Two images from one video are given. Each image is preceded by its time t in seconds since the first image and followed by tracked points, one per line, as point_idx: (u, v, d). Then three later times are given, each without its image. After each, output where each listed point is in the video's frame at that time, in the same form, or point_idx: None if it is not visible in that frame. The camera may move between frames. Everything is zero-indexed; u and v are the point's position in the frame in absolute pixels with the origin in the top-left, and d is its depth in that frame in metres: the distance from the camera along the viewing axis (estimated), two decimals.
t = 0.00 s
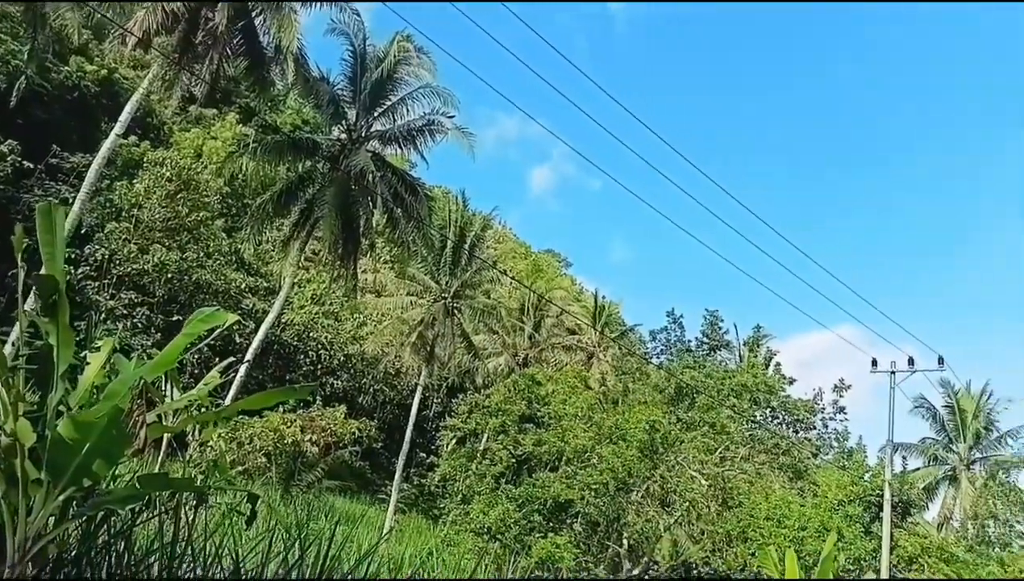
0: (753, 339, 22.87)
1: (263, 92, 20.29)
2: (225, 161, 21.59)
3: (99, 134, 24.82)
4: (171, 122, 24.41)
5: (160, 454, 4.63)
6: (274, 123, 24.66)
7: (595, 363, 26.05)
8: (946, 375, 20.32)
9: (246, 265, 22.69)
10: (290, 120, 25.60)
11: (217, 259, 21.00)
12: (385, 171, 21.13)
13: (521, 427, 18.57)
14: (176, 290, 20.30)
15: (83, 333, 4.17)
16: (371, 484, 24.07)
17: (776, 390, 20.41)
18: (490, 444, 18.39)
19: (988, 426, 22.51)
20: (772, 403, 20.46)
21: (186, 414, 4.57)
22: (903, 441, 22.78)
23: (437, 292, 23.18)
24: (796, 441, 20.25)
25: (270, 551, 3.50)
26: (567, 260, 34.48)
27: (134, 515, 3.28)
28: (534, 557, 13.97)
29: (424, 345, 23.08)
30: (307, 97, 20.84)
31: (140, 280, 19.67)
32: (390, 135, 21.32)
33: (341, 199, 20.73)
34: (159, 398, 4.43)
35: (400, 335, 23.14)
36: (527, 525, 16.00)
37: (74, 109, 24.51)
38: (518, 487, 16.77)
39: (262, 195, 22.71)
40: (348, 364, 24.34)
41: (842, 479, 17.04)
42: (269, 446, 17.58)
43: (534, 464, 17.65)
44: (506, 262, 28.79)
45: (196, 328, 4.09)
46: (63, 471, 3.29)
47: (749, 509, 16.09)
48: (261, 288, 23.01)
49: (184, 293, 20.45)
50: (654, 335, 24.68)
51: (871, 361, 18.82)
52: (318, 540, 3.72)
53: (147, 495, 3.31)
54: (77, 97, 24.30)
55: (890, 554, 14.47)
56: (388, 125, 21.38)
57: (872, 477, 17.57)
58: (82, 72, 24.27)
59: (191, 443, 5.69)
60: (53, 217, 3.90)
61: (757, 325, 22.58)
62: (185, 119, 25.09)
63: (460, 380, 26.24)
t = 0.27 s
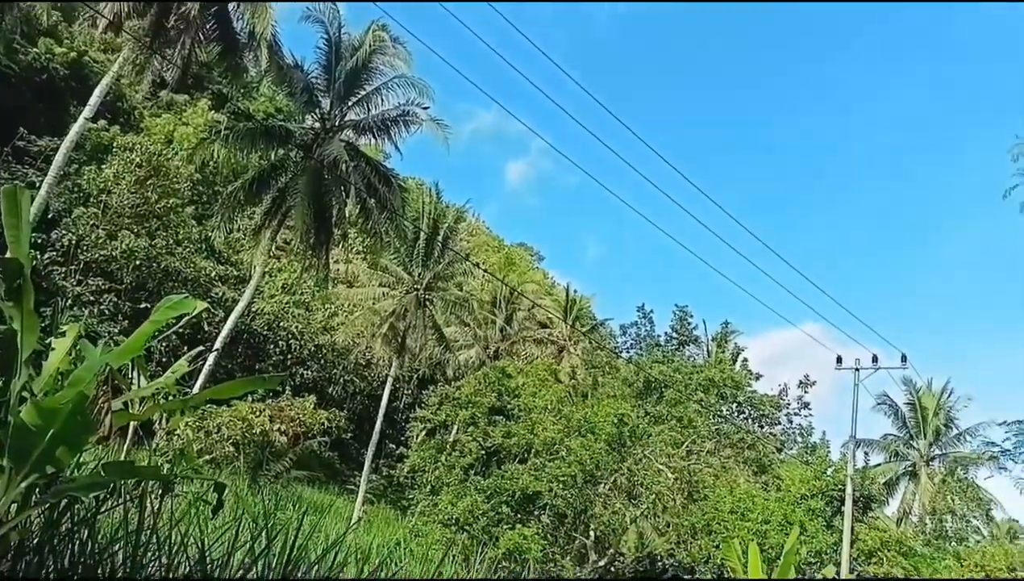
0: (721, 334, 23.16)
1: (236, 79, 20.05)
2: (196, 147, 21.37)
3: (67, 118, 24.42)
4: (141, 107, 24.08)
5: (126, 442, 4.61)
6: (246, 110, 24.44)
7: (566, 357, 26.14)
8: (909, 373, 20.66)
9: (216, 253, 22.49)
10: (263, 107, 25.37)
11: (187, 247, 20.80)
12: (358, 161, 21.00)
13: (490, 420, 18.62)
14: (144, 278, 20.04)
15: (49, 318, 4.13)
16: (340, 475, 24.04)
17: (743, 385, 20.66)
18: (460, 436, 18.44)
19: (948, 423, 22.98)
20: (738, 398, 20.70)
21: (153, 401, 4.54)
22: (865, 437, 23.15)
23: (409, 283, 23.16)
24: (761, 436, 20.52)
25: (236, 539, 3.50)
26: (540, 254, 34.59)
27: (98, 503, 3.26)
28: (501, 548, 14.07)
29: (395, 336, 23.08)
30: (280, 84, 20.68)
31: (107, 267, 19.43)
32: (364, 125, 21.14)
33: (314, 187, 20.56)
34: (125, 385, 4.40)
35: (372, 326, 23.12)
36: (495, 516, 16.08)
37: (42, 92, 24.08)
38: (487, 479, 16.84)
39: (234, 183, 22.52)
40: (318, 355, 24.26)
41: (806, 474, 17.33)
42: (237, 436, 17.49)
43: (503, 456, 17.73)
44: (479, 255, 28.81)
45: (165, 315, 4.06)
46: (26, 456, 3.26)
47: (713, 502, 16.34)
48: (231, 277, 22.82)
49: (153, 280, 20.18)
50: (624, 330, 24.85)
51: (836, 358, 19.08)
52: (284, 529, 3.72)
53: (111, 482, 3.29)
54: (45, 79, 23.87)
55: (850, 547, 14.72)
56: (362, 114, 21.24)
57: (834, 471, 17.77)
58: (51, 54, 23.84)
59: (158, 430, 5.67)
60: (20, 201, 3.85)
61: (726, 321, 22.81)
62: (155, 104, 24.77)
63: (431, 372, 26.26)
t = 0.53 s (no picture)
0: (690, 330, 23.41)
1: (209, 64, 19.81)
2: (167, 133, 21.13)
3: (35, 101, 24.00)
4: (112, 91, 23.74)
5: (93, 430, 4.58)
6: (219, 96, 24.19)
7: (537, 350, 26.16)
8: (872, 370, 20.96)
9: (187, 241, 22.27)
10: (236, 94, 25.13)
11: (156, 234, 20.57)
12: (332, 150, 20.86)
13: (461, 412, 18.63)
14: (112, 264, 19.74)
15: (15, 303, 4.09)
16: (309, 465, 23.98)
17: (711, 380, 20.87)
18: (430, 427, 18.48)
19: (909, 420, 23.42)
20: (706, 393, 20.89)
21: (120, 388, 4.52)
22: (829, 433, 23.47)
23: (382, 274, 23.12)
24: (728, 430, 20.77)
25: (203, 528, 3.51)
26: (513, 248, 34.61)
27: (62, 491, 3.25)
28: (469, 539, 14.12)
29: (367, 327, 23.07)
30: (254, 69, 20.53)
31: (75, 253, 19.17)
32: (338, 114, 20.95)
33: (287, 176, 20.42)
34: (92, 372, 4.38)
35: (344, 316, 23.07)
36: (464, 507, 16.10)
37: (9, 73, 23.65)
38: (457, 471, 16.89)
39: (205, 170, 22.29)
40: (289, 345, 24.15)
41: (771, 468, 17.59)
42: (206, 425, 17.38)
43: (474, 448, 17.78)
44: (452, 247, 28.80)
45: (133, 302, 4.04)
46: None
47: (678, 494, 16.58)
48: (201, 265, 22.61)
49: (122, 267, 19.87)
50: (595, 324, 25.00)
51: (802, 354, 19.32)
52: (252, 519, 3.74)
53: (76, 469, 3.29)
54: (13, 61, 23.44)
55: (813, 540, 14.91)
56: (337, 103, 21.07)
57: (797, 466, 17.92)
58: (19, 36, 23.42)
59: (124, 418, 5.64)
60: None
61: (696, 317, 23.02)
62: (126, 88, 24.43)
63: (402, 363, 26.24)
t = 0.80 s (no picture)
0: (661, 325, 23.63)
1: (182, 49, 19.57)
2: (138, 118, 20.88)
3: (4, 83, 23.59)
4: (83, 74, 23.40)
5: (59, 416, 4.56)
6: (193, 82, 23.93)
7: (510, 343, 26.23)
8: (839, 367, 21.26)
9: (158, 227, 22.05)
10: (210, 80, 24.86)
11: (127, 221, 20.34)
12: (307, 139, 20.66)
13: (433, 403, 18.66)
14: (81, 250, 19.48)
15: None
16: (280, 455, 23.90)
17: (680, 374, 21.08)
18: (402, 418, 18.50)
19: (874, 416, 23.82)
20: (675, 386, 21.08)
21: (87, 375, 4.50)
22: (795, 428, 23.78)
23: (356, 265, 23.05)
24: (696, 423, 21.01)
25: (170, 515, 3.54)
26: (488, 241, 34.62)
27: (25, 477, 3.25)
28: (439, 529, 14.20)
29: (340, 317, 23.04)
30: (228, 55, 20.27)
31: (44, 237, 18.91)
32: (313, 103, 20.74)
33: (259, 163, 20.29)
34: (59, 358, 4.36)
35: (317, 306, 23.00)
36: (435, 497, 16.17)
37: None
38: (428, 461, 16.93)
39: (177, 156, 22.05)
40: (261, 334, 24.03)
41: (737, 461, 17.83)
42: (175, 413, 17.26)
43: (445, 439, 17.83)
44: (427, 238, 28.77)
45: (101, 288, 4.03)
46: None
47: (647, 486, 16.76)
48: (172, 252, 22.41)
49: (91, 253, 19.66)
50: (567, 317, 25.12)
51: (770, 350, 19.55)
52: (219, 507, 3.77)
53: (41, 456, 3.29)
54: None
55: (777, 532, 15.14)
56: (312, 91, 20.84)
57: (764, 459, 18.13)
58: None
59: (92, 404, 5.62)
60: None
61: (667, 311, 23.22)
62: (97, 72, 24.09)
63: (375, 354, 26.21)
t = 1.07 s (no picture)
0: (633, 319, 23.81)
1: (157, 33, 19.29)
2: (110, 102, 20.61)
3: None
4: (53, 56, 23.03)
5: (26, 403, 4.53)
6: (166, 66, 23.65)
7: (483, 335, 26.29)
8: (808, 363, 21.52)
9: (129, 214, 21.81)
10: (184, 65, 24.57)
11: (96, 207, 20.14)
12: (281, 127, 20.49)
13: (406, 393, 18.65)
14: (51, 235, 19.22)
15: None
16: (250, 444, 23.78)
17: (651, 367, 21.26)
18: (375, 409, 18.50)
19: (840, 411, 24.16)
20: (647, 380, 21.26)
21: (53, 361, 4.45)
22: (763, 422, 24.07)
23: (330, 254, 22.96)
24: (666, 417, 21.22)
25: (139, 503, 3.54)
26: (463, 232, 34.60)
27: None
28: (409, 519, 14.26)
29: (314, 307, 22.98)
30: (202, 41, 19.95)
31: (12, 222, 18.64)
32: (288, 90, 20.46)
33: (232, 150, 20.07)
34: (26, 344, 4.32)
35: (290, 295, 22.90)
36: (406, 487, 16.21)
37: None
38: (400, 452, 16.95)
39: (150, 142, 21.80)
40: (233, 323, 23.88)
41: (706, 454, 18.03)
42: (144, 401, 17.12)
43: (417, 430, 17.85)
44: (402, 229, 28.68)
45: (68, 272, 3.99)
46: None
47: (617, 478, 16.82)
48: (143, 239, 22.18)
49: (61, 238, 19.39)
50: (541, 310, 25.19)
51: (740, 345, 19.77)
52: (188, 496, 3.78)
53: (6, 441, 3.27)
54: None
55: (744, 525, 15.35)
56: (287, 78, 20.55)
57: (732, 453, 18.35)
58: None
59: (61, 391, 5.58)
60: None
61: (639, 306, 23.37)
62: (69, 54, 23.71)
63: (348, 344, 26.16)
